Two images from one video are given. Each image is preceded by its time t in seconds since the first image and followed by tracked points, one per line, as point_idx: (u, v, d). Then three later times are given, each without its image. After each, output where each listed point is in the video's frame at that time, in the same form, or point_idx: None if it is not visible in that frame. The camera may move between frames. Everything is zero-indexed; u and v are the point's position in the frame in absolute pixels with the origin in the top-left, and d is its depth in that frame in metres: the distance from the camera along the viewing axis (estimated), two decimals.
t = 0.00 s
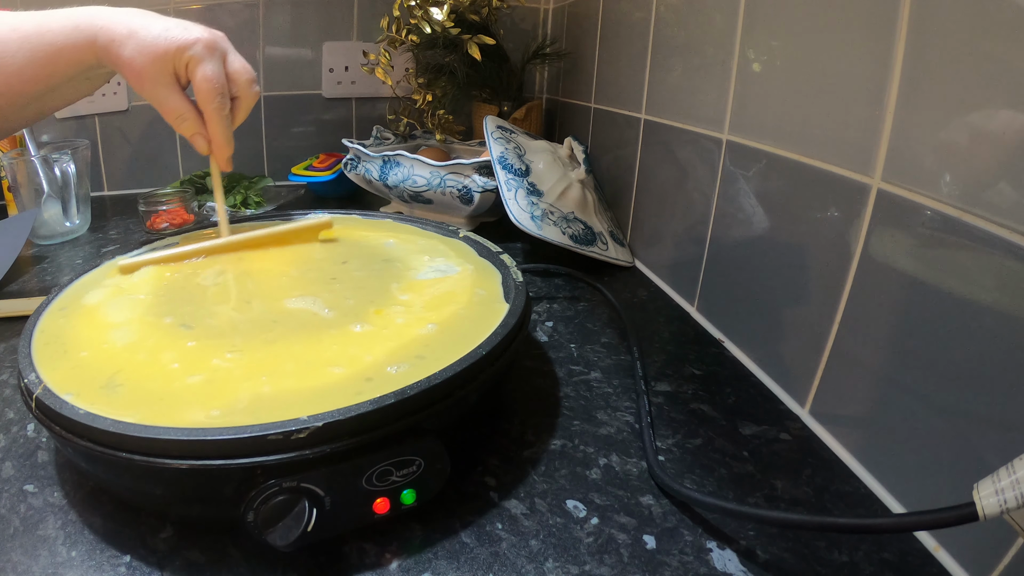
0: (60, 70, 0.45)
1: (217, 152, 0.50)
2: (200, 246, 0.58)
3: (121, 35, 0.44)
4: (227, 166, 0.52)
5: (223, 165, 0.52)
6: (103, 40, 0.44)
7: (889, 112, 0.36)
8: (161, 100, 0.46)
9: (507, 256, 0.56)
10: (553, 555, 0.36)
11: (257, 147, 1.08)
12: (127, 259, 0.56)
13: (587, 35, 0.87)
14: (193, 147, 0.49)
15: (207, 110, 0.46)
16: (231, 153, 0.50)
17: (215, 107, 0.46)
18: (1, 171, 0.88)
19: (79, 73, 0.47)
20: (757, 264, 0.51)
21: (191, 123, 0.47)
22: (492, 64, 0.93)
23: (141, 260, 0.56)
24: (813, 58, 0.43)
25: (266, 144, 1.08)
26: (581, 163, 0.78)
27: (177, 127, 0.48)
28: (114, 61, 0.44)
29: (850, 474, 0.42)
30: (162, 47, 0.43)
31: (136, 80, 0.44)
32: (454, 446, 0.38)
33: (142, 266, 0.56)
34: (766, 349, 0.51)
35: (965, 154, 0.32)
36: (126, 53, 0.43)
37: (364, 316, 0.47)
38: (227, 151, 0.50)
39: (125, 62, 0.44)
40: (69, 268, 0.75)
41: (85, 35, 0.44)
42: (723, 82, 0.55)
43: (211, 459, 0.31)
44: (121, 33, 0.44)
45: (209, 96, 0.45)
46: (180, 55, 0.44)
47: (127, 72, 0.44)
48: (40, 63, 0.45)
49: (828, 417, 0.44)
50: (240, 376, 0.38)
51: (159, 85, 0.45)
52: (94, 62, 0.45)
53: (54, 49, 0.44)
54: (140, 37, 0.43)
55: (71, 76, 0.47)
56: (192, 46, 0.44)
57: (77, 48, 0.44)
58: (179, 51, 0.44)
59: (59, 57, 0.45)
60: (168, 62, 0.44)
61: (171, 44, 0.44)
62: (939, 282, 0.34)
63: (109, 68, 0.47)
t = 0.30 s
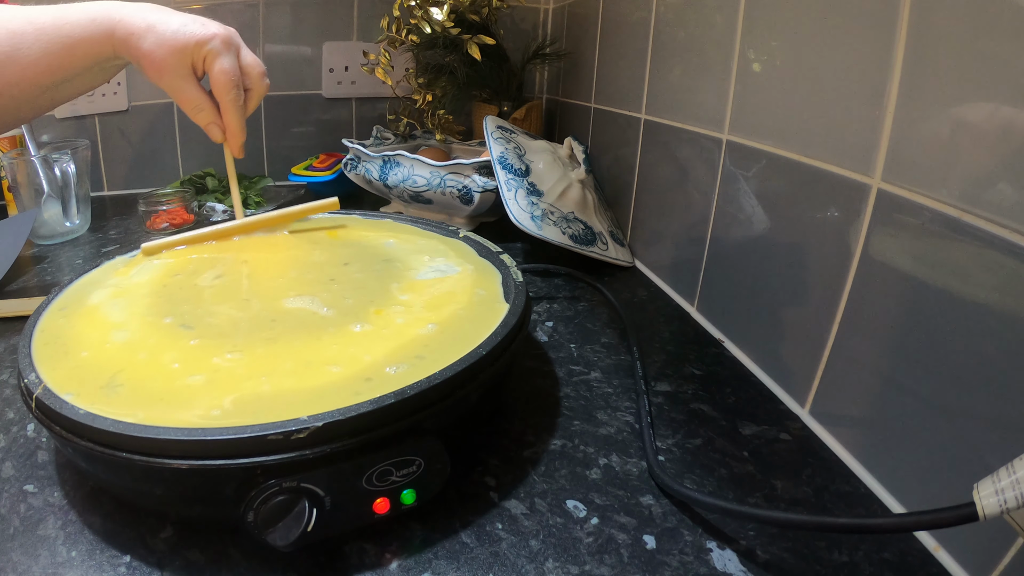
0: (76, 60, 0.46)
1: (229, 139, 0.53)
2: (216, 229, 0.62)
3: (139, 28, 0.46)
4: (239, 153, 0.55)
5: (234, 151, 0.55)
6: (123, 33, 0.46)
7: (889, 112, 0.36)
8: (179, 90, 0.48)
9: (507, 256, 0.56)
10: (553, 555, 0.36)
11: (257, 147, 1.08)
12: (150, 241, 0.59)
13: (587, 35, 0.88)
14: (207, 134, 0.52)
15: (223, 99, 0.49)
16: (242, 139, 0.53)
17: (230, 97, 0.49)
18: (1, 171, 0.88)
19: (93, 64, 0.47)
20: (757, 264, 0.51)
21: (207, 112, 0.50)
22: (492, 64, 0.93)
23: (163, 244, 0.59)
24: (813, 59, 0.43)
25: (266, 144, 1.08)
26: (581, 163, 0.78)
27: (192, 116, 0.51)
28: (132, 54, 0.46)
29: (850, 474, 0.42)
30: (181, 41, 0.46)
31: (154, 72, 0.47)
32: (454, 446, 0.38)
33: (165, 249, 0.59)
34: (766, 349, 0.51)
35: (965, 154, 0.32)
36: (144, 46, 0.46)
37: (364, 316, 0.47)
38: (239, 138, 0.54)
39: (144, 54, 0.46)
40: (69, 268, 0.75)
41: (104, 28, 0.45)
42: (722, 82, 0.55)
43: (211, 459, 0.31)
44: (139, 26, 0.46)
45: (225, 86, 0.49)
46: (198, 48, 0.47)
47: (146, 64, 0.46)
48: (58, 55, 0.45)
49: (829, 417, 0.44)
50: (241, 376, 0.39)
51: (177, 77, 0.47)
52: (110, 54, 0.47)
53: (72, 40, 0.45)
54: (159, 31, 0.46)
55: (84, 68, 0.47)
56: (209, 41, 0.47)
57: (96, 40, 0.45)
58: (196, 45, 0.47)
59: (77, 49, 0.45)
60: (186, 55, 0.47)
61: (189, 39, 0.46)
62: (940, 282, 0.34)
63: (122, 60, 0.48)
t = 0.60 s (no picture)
0: (85, 48, 0.46)
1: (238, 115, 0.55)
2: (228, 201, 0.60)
3: (148, 12, 0.47)
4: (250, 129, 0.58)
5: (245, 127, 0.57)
6: (133, 18, 0.47)
7: (889, 112, 0.36)
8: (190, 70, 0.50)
9: (507, 256, 0.56)
10: (553, 555, 0.36)
11: (257, 147, 1.08)
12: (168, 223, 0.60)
13: (587, 35, 0.87)
14: (218, 112, 0.54)
15: (234, 74, 0.51)
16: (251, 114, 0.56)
17: (240, 71, 0.52)
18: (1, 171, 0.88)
19: (101, 53, 0.48)
20: (757, 264, 0.51)
21: (219, 89, 0.52)
22: (492, 64, 0.93)
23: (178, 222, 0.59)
24: (813, 58, 0.43)
25: (266, 144, 1.08)
26: (581, 163, 0.78)
27: (203, 96, 0.53)
28: (142, 38, 0.48)
29: (850, 474, 0.42)
30: (190, 20, 0.48)
31: (166, 54, 0.49)
32: (454, 446, 0.38)
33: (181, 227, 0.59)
34: (766, 349, 0.51)
35: (965, 155, 0.32)
36: (156, 27, 0.47)
37: (364, 316, 0.47)
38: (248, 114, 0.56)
39: (154, 37, 0.47)
40: (69, 268, 0.75)
41: (114, 15, 0.46)
42: (723, 82, 0.55)
43: (210, 459, 0.31)
44: (148, 10, 0.47)
45: (235, 62, 0.51)
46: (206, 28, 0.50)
47: (159, 46, 0.48)
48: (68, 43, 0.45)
49: (829, 418, 0.44)
50: (241, 376, 0.39)
51: (189, 56, 0.49)
52: (120, 42, 0.48)
53: (82, 28, 0.45)
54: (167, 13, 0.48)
55: (92, 57, 0.47)
56: (217, 20, 0.50)
57: (107, 27, 0.46)
58: (205, 25, 0.49)
59: (87, 37, 0.46)
60: (197, 34, 0.49)
61: (198, 18, 0.49)
62: (939, 282, 0.34)
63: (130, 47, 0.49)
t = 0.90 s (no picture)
0: (60, 69, 0.45)
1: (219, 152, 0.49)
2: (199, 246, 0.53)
3: (121, 30, 0.43)
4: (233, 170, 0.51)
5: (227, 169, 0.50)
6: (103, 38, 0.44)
7: (889, 112, 0.36)
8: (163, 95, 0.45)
9: (507, 256, 0.56)
10: (554, 555, 0.36)
11: (257, 147, 1.08)
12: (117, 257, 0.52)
13: (587, 35, 0.88)
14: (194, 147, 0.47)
15: (209, 105, 0.45)
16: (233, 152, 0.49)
17: (216, 102, 0.45)
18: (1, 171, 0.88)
19: (81, 74, 0.46)
20: (757, 264, 0.51)
21: (193, 120, 0.46)
22: (492, 64, 0.93)
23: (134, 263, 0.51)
24: (814, 59, 0.43)
25: (266, 144, 1.08)
26: (582, 163, 0.78)
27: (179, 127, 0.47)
28: (114, 59, 0.44)
29: (850, 474, 0.42)
30: (164, 40, 0.44)
31: (137, 77, 0.44)
32: (454, 446, 0.38)
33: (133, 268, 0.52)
34: (766, 349, 0.51)
35: (965, 155, 0.32)
36: (125, 47, 0.43)
37: (364, 316, 0.47)
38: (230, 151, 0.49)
39: (126, 58, 0.44)
40: (69, 268, 0.75)
41: (85, 33, 0.44)
42: (723, 82, 0.55)
43: (210, 459, 0.31)
44: (122, 29, 0.43)
45: (210, 89, 0.45)
46: (182, 50, 0.44)
47: (128, 68, 0.44)
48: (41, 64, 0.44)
49: (829, 417, 0.44)
50: (241, 375, 0.39)
51: (160, 79, 0.44)
52: (94, 63, 0.45)
53: (54, 49, 0.44)
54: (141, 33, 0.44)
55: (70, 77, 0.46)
56: (194, 41, 0.44)
57: (77, 47, 0.44)
58: (181, 45, 0.44)
59: (60, 57, 0.44)
60: (170, 55, 0.44)
61: (173, 39, 0.44)
62: (939, 282, 0.34)
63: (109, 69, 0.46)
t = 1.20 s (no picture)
0: (82, 71, 0.48)
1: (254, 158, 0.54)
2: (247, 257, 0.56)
3: (158, 43, 0.47)
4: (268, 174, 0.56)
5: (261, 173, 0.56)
6: (137, 47, 0.47)
7: (889, 112, 0.36)
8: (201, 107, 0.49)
9: (507, 256, 0.56)
10: (554, 555, 0.36)
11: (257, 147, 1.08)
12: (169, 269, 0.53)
13: (587, 35, 0.88)
14: (233, 154, 0.53)
15: (251, 118, 0.50)
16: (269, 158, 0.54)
17: (257, 115, 0.50)
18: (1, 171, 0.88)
19: (102, 79, 0.50)
20: (757, 264, 0.51)
21: (233, 131, 0.51)
22: (492, 64, 0.93)
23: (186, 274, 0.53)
24: (813, 59, 0.43)
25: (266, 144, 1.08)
26: (581, 163, 0.78)
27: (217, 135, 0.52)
28: (150, 69, 0.48)
29: (850, 474, 0.42)
30: (203, 54, 0.47)
31: (177, 89, 0.48)
32: (454, 446, 0.38)
33: (186, 279, 0.53)
34: (766, 349, 0.51)
35: (964, 156, 0.32)
36: (165, 60, 0.47)
37: (364, 316, 0.47)
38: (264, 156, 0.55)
39: (164, 68, 0.47)
40: (69, 268, 0.75)
41: (114, 41, 0.47)
42: (723, 82, 0.55)
43: (210, 459, 0.31)
44: (158, 40, 0.47)
45: (252, 104, 0.49)
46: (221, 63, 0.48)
47: (167, 80, 0.48)
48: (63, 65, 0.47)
49: (828, 418, 0.44)
50: (241, 375, 0.39)
51: (201, 92, 0.49)
52: (123, 68, 0.49)
53: (81, 52, 0.47)
54: (178, 46, 0.47)
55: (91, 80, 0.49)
56: (235, 56, 0.48)
57: (103, 52, 0.47)
58: (221, 59, 0.48)
59: (87, 60, 0.48)
60: (210, 69, 0.48)
61: (213, 54, 0.48)
62: (939, 281, 0.34)
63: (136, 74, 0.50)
